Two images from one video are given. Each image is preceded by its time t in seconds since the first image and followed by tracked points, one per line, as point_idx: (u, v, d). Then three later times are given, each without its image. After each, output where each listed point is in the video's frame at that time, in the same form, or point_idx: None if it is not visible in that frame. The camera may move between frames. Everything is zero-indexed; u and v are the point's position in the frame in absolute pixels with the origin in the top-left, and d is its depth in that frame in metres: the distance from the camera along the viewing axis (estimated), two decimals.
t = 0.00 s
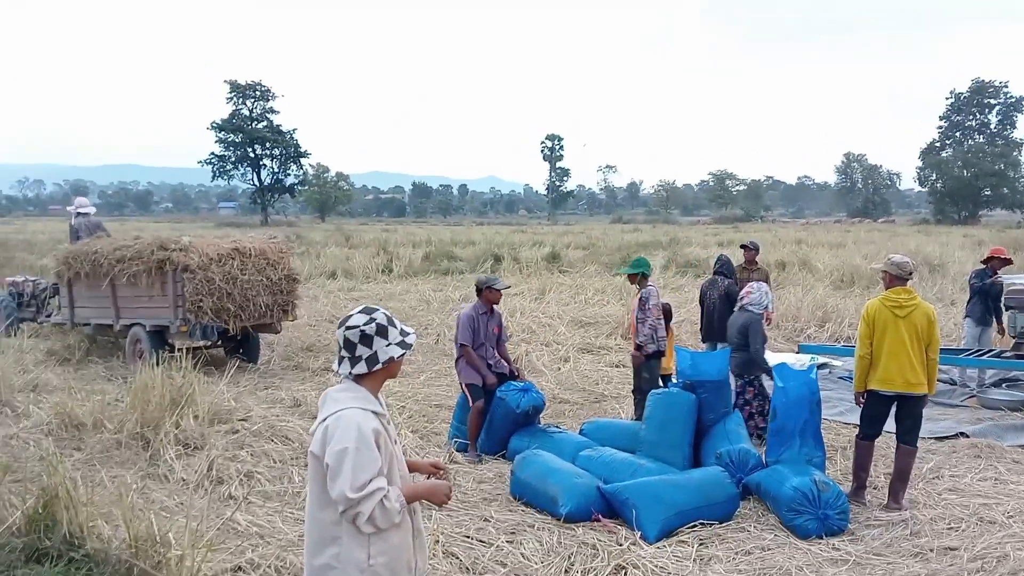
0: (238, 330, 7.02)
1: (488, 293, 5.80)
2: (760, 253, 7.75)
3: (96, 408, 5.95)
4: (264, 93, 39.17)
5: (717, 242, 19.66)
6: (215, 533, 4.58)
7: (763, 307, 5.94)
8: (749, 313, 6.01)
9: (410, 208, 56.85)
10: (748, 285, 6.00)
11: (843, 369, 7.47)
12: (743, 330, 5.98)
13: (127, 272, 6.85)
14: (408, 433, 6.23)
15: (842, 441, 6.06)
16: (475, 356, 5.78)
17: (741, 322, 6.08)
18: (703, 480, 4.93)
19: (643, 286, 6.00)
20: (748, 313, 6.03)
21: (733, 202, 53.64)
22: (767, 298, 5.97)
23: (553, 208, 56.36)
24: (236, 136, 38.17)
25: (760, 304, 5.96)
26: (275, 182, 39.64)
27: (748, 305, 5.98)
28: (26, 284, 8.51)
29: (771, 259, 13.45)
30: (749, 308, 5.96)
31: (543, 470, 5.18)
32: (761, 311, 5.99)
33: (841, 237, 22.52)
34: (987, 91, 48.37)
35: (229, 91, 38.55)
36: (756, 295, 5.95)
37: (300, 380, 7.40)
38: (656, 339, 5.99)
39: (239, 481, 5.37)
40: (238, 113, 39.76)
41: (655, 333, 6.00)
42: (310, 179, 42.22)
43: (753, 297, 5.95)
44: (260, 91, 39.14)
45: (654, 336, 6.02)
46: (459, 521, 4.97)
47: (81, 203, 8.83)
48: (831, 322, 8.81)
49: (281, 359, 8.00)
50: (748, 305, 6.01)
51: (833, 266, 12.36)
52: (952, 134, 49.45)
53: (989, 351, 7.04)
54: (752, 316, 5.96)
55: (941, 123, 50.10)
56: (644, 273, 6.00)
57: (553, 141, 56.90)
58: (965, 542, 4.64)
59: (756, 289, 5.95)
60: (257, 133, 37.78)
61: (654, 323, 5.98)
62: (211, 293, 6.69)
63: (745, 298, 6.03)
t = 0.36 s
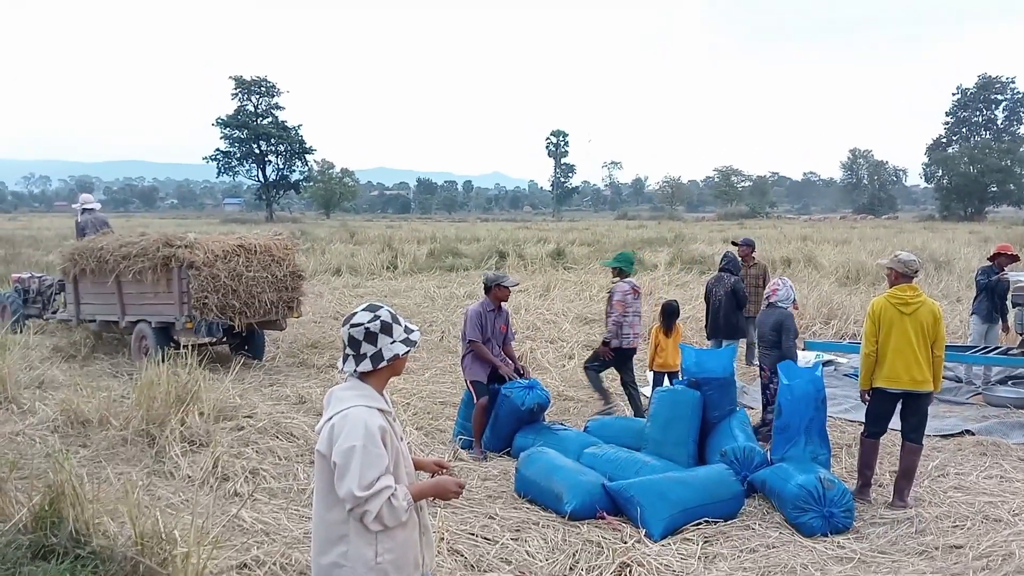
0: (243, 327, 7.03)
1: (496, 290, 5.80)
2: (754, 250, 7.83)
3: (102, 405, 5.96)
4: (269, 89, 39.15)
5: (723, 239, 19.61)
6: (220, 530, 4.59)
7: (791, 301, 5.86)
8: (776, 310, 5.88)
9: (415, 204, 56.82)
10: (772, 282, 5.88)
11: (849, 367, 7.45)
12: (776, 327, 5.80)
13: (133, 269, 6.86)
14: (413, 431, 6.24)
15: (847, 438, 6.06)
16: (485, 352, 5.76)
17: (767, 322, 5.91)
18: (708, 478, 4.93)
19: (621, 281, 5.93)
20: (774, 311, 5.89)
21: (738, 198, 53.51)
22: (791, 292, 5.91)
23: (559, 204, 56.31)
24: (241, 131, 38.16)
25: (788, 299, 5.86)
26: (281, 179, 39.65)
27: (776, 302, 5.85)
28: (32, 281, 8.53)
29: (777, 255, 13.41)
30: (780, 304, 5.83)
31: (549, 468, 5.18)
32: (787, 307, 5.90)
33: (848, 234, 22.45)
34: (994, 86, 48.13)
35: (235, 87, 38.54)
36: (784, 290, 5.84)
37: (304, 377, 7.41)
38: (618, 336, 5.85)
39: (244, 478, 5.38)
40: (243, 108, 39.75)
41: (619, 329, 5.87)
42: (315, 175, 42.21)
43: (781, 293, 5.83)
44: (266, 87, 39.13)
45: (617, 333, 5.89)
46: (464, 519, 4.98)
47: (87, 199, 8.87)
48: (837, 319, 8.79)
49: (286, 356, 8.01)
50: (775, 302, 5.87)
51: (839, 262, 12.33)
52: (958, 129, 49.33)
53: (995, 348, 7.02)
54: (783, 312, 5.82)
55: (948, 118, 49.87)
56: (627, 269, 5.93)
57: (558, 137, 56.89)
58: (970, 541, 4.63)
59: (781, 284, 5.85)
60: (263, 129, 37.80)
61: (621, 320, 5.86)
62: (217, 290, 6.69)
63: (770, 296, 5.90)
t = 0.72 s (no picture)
0: (251, 330, 7.05)
1: (505, 292, 5.82)
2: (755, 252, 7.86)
3: (110, 408, 5.98)
4: (275, 91, 39.23)
5: (729, 240, 19.59)
6: (228, 533, 4.60)
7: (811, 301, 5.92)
8: (800, 311, 5.87)
9: (421, 204, 56.83)
10: (795, 283, 5.85)
11: (856, 369, 7.45)
12: (808, 329, 5.80)
13: (140, 272, 6.89)
14: (420, 433, 6.25)
15: (854, 440, 6.05)
16: (493, 354, 5.78)
17: (792, 325, 5.88)
18: (715, 480, 4.93)
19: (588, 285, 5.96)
20: (797, 312, 5.88)
21: (744, 198, 53.45)
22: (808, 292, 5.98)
23: (564, 204, 56.30)
24: (248, 133, 38.23)
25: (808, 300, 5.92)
26: (287, 180, 39.72)
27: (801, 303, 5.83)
28: (39, 283, 8.56)
29: (784, 257, 13.41)
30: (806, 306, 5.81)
31: (555, 470, 5.19)
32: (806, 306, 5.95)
33: (855, 235, 22.40)
34: (1000, 86, 47.98)
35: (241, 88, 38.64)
36: (806, 290, 5.88)
37: (311, 380, 7.42)
38: (581, 339, 5.87)
39: (252, 481, 5.39)
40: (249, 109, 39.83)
41: (583, 332, 5.88)
42: (321, 177, 42.27)
43: (806, 294, 5.86)
44: (272, 88, 39.22)
45: (583, 336, 5.89)
46: (471, 521, 4.98)
47: (96, 203, 8.92)
48: (844, 321, 8.78)
49: (293, 359, 8.03)
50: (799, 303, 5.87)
51: (846, 264, 12.32)
52: (965, 129, 49.23)
53: (1003, 350, 7.00)
54: (811, 313, 5.85)
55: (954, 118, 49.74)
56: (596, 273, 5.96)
57: (563, 137, 56.91)
58: (978, 543, 4.62)
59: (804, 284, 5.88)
60: (269, 131, 37.90)
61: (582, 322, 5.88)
62: (224, 293, 6.70)
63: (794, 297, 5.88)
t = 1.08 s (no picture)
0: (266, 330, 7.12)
1: (525, 295, 5.80)
2: (774, 253, 7.84)
3: (127, 407, 6.02)
4: (290, 93, 39.42)
5: (744, 241, 19.51)
6: (244, 532, 4.62)
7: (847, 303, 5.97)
8: (840, 312, 5.87)
9: (434, 206, 56.89)
10: (839, 286, 5.80)
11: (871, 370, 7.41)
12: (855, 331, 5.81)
13: (156, 273, 6.95)
14: (434, 433, 6.27)
15: (870, 441, 6.02)
16: (514, 356, 5.80)
17: (834, 324, 5.84)
18: (731, 480, 4.92)
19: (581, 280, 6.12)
20: (839, 313, 5.86)
21: (757, 200, 53.25)
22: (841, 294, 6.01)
23: (578, 206, 56.23)
24: (262, 135, 38.41)
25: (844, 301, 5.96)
26: (302, 182, 39.87)
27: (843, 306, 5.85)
28: (57, 284, 8.64)
29: (799, 257, 13.35)
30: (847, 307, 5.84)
31: (570, 470, 5.19)
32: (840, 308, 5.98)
33: (871, 235, 22.27)
34: (1017, 87, 47.60)
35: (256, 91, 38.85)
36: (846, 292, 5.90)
37: (326, 380, 7.46)
38: (566, 332, 6.09)
39: (267, 480, 5.42)
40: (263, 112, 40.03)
41: (569, 326, 6.08)
42: (334, 179, 42.40)
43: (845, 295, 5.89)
44: (286, 90, 39.40)
45: (569, 330, 6.10)
46: (485, 521, 4.99)
47: (117, 205, 9.02)
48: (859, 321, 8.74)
49: (308, 359, 8.07)
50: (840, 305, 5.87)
51: (862, 264, 12.26)
52: (981, 130, 48.89)
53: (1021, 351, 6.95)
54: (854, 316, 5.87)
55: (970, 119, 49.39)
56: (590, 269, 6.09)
57: (576, 138, 56.90)
58: (996, 545, 4.59)
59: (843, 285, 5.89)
60: (284, 133, 38.08)
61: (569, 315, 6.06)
62: (240, 293, 6.77)
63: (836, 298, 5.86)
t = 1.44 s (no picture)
0: (277, 334, 7.13)
1: (554, 296, 5.80)
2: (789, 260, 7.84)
3: (138, 410, 6.05)
4: (301, 97, 39.58)
5: (755, 246, 19.47)
6: (254, 535, 4.63)
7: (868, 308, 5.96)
8: (868, 317, 5.87)
9: (444, 210, 56.92)
10: (869, 291, 5.78)
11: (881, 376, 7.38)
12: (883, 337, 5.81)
13: (168, 276, 7.00)
14: (443, 438, 6.28)
15: (880, 448, 6.00)
16: (533, 359, 5.82)
17: (864, 328, 5.82)
18: (740, 487, 4.91)
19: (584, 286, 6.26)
20: (867, 318, 5.86)
21: (767, 205, 53.12)
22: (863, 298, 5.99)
23: (588, 211, 56.18)
24: (274, 139, 38.56)
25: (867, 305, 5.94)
26: (313, 186, 39.97)
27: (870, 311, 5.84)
28: (69, 286, 8.68)
29: (809, 263, 13.32)
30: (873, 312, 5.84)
31: (579, 475, 5.18)
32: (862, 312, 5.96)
33: (882, 242, 22.20)
34: None
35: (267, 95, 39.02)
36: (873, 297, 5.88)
37: (336, 383, 7.47)
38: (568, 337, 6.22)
39: (277, 483, 5.43)
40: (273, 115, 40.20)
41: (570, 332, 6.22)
42: (345, 182, 42.51)
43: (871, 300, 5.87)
44: (298, 94, 39.56)
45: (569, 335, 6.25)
46: (494, 526, 4.99)
47: (134, 207, 9.12)
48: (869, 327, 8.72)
49: (318, 363, 8.09)
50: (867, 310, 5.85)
51: (873, 271, 12.22)
52: (993, 135, 48.70)
53: None
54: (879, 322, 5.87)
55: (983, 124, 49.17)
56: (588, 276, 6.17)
57: (586, 143, 56.93)
58: (1008, 553, 4.56)
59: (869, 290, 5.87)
60: (295, 137, 38.23)
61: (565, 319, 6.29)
62: (250, 296, 6.79)
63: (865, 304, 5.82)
